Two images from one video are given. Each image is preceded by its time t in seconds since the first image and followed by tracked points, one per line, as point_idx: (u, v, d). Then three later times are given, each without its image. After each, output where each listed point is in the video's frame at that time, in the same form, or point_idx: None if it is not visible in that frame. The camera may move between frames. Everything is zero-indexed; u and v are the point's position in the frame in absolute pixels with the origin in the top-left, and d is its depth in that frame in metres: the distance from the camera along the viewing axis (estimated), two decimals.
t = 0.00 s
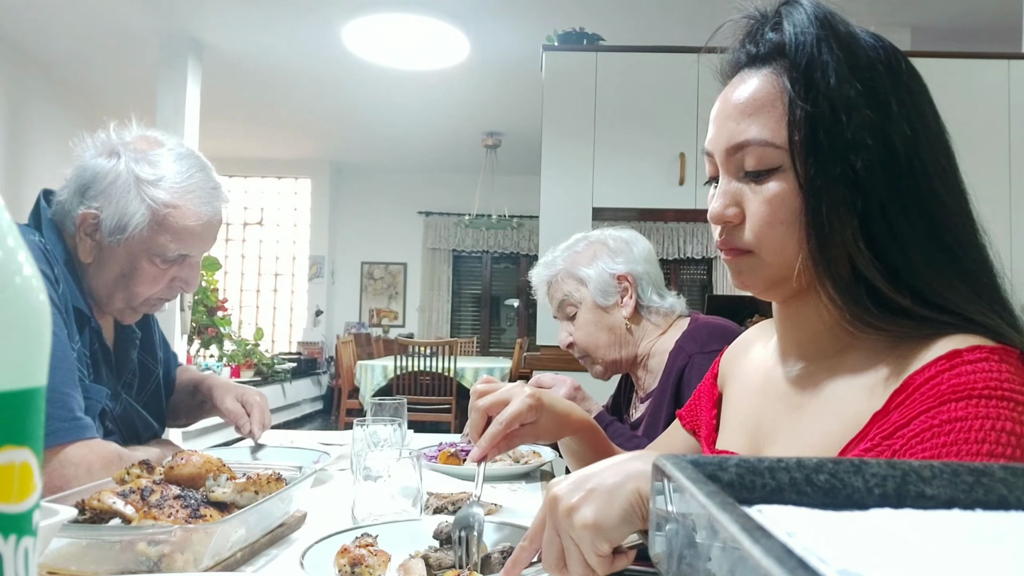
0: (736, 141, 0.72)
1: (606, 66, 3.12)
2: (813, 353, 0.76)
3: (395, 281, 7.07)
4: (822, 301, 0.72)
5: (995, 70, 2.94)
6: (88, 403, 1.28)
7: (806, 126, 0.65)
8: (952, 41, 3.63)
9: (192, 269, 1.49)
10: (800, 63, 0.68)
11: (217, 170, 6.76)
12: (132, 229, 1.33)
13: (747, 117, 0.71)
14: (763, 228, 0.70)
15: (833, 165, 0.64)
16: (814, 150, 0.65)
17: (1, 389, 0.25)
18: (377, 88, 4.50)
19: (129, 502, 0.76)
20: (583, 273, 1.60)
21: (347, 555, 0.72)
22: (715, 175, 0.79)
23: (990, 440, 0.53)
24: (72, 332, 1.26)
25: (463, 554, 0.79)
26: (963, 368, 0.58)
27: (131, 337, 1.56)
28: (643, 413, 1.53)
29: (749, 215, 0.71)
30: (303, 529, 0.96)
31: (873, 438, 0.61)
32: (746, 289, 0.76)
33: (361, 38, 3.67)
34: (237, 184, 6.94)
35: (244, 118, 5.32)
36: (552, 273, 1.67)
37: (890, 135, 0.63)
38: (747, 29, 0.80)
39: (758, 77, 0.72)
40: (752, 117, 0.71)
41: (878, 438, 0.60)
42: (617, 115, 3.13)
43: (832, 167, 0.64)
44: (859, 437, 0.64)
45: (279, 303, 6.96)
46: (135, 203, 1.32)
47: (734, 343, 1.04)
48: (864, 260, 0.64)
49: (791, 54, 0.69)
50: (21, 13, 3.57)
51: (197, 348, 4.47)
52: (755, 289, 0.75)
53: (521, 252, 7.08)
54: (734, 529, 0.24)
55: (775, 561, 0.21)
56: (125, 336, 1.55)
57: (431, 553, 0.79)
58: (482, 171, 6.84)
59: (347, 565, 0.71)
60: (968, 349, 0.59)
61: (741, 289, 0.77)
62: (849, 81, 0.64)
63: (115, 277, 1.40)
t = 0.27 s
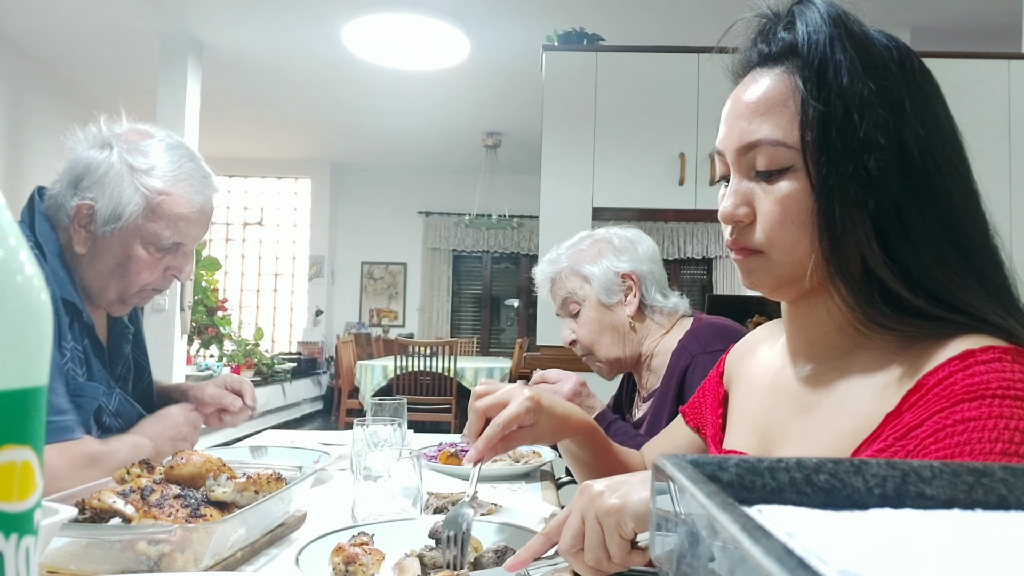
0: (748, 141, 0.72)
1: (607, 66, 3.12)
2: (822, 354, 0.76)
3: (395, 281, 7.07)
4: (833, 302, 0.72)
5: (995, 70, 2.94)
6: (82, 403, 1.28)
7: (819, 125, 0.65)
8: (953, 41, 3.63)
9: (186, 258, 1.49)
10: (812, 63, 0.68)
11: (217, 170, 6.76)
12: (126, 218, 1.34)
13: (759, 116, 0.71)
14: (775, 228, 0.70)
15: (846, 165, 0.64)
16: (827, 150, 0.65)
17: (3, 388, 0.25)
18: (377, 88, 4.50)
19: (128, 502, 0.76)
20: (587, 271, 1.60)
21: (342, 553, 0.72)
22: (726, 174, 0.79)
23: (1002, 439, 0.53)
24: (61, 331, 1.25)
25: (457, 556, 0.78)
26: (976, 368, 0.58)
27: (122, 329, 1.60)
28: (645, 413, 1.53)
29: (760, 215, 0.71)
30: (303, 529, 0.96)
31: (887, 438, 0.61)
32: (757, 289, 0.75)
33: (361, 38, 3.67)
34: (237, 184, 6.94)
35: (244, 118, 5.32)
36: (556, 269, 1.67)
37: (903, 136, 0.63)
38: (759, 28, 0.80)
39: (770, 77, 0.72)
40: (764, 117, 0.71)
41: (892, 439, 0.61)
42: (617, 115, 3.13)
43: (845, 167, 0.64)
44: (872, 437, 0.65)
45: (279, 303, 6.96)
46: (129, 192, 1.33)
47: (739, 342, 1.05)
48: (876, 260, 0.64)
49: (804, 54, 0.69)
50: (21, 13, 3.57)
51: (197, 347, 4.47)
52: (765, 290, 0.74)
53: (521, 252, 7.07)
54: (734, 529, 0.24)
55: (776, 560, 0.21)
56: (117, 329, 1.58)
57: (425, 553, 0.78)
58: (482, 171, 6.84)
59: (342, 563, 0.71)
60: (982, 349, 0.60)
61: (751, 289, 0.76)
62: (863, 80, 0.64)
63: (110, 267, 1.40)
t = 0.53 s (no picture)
0: (756, 141, 0.72)
1: (607, 66, 3.12)
2: (828, 354, 0.75)
3: (395, 281, 7.07)
4: (839, 302, 0.72)
5: (995, 71, 2.94)
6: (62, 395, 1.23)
7: (829, 127, 0.65)
8: (952, 40, 3.63)
9: (186, 250, 1.53)
10: (823, 63, 0.68)
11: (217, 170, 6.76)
12: (136, 212, 1.37)
13: (767, 116, 0.71)
14: (782, 228, 0.70)
15: (855, 166, 0.64)
16: (836, 151, 0.65)
17: (3, 388, 0.25)
18: (377, 89, 4.50)
19: (129, 502, 0.76)
20: (588, 269, 1.60)
21: (344, 554, 0.72)
22: (733, 173, 0.79)
23: (997, 437, 0.53)
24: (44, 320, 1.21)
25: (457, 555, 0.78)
26: (977, 366, 0.58)
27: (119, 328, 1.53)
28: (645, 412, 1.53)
29: (767, 215, 0.71)
30: (303, 529, 0.96)
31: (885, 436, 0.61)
32: (762, 288, 0.75)
33: (362, 39, 3.67)
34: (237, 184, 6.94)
35: (244, 118, 5.32)
36: (557, 268, 1.67)
37: (914, 138, 0.63)
38: (768, 27, 0.80)
39: (780, 77, 0.72)
40: (773, 117, 0.71)
41: (890, 436, 0.61)
42: (617, 115, 3.13)
43: (854, 169, 0.64)
44: (872, 435, 0.65)
45: (279, 303, 6.96)
46: (137, 187, 1.36)
47: (742, 342, 1.05)
48: (884, 262, 0.65)
49: (815, 54, 0.69)
50: (21, 13, 3.57)
51: (197, 347, 4.48)
52: (771, 290, 0.74)
53: (520, 252, 7.08)
54: (734, 529, 0.24)
55: (775, 561, 0.21)
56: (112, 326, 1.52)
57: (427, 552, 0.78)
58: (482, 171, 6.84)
59: (344, 564, 0.71)
60: (985, 348, 0.60)
61: (756, 289, 0.76)
62: (873, 82, 0.64)
63: (116, 263, 1.40)
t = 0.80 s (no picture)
0: (753, 141, 0.72)
1: (606, 66, 3.12)
2: (826, 354, 0.75)
3: (395, 281, 7.07)
4: (837, 302, 0.72)
5: (994, 71, 2.94)
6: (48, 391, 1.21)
7: (828, 126, 0.65)
8: (952, 41, 3.63)
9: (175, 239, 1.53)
10: (820, 64, 0.68)
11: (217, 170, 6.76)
12: (127, 204, 1.37)
13: (765, 117, 0.71)
14: (780, 228, 0.70)
15: (853, 166, 0.64)
16: (834, 151, 0.65)
17: (3, 388, 0.25)
18: (377, 89, 4.50)
19: (129, 502, 0.76)
20: (588, 268, 1.60)
21: (342, 554, 0.72)
22: (731, 174, 0.79)
23: (992, 429, 0.53)
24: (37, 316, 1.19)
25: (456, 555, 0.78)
26: (975, 359, 0.58)
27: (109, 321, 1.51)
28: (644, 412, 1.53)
29: (766, 215, 0.71)
30: (303, 529, 0.96)
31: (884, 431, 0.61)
32: (760, 289, 0.75)
33: (361, 39, 3.67)
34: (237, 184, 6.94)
35: (244, 118, 5.32)
36: (557, 267, 1.67)
37: (911, 137, 0.63)
38: (765, 28, 0.80)
39: (777, 77, 0.72)
40: (770, 117, 0.71)
41: (889, 431, 0.61)
42: (617, 114, 3.13)
43: (852, 168, 0.64)
44: (871, 431, 0.65)
45: (279, 303, 6.96)
46: (126, 179, 1.36)
47: (741, 341, 1.05)
48: (882, 261, 0.65)
49: (812, 55, 0.69)
50: (21, 13, 3.57)
51: (197, 347, 4.47)
52: (769, 290, 0.74)
53: (520, 252, 7.08)
54: (733, 529, 0.24)
55: (775, 561, 0.21)
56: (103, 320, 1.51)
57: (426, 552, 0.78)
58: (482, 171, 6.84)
59: (342, 564, 0.71)
60: (983, 342, 0.60)
61: (755, 289, 0.76)
62: (871, 83, 0.64)
63: (110, 256, 1.40)
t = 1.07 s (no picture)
0: (755, 139, 0.72)
1: (607, 66, 3.12)
2: (823, 354, 0.75)
3: (395, 281, 7.07)
4: (836, 301, 0.72)
5: (995, 71, 2.94)
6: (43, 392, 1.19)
7: (827, 126, 0.66)
8: (953, 41, 3.63)
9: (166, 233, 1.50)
10: (822, 64, 0.68)
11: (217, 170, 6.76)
12: (115, 199, 1.34)
13: (766, 116, 0.71)
14: (779, 226, 0.70)
15: (852, 166, 0.64)
16: (833, 150, 0.65)
17: (3, 388, 0.25)
18: (377, 89, 4.50)
19: (129, 502, 0.76)
20: (590, 268, 1.60)
21: (342, 554, 0.72)
22: (732, 173, 0.79)
23: (987, 428, 0.53)
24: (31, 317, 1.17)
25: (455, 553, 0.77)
26: (970, 359, 0.58)
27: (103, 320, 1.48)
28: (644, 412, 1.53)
29: (765, 213, 0.71)
30: (303, 529, 0.96)
31: (881, 431, 0.62)
32: (758, 287, 0.75)
33: (361, 39, 3.67)
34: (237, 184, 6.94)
35: (244, 118, 5.32)
36: (558, 266, 1.67)
37: (910, 138, 0.64)
38: (770, 29, 0.80)
39: (779, 77, 0.72)
40: (772, 116, 0.71)
41: (885, 430, 0.61)
42: (617, 114, 3.13)
43: (852, 167, 0.64)
44: (867, 431, 0.65)
45: (279, 303, 6.96)
46: (113, 173, 1.33)
47: (741, 341, 1.05)
48: (880, 261, 0.65)
49: (815, 55, 0.69)
50: (21, 13, 3.56)
51: (197, 347, 4.48)
52: (767, 289, 0.74)
53: (521, 252, 7.08)
54: (734, 530, 0.24)
55: (775, 561, 0.21)
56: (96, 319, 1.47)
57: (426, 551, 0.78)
58: (482, 172, 6.84)
59: (342, 564, 0.71)
60: (979, 341, 0.60)
61: (753, 288, 0.76)
62: (872, 84, 0.64)
63: (98, 251, 1.38)
